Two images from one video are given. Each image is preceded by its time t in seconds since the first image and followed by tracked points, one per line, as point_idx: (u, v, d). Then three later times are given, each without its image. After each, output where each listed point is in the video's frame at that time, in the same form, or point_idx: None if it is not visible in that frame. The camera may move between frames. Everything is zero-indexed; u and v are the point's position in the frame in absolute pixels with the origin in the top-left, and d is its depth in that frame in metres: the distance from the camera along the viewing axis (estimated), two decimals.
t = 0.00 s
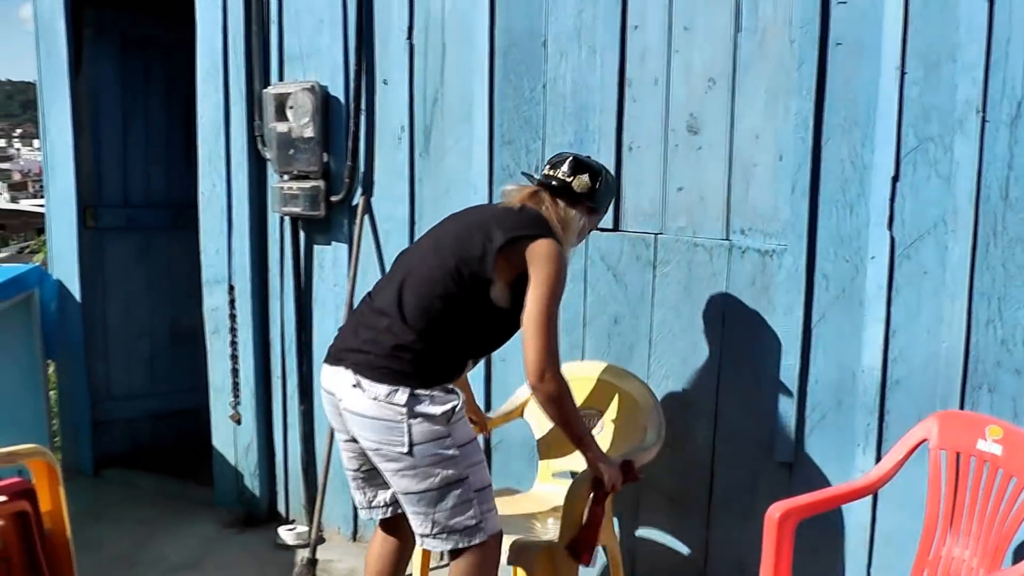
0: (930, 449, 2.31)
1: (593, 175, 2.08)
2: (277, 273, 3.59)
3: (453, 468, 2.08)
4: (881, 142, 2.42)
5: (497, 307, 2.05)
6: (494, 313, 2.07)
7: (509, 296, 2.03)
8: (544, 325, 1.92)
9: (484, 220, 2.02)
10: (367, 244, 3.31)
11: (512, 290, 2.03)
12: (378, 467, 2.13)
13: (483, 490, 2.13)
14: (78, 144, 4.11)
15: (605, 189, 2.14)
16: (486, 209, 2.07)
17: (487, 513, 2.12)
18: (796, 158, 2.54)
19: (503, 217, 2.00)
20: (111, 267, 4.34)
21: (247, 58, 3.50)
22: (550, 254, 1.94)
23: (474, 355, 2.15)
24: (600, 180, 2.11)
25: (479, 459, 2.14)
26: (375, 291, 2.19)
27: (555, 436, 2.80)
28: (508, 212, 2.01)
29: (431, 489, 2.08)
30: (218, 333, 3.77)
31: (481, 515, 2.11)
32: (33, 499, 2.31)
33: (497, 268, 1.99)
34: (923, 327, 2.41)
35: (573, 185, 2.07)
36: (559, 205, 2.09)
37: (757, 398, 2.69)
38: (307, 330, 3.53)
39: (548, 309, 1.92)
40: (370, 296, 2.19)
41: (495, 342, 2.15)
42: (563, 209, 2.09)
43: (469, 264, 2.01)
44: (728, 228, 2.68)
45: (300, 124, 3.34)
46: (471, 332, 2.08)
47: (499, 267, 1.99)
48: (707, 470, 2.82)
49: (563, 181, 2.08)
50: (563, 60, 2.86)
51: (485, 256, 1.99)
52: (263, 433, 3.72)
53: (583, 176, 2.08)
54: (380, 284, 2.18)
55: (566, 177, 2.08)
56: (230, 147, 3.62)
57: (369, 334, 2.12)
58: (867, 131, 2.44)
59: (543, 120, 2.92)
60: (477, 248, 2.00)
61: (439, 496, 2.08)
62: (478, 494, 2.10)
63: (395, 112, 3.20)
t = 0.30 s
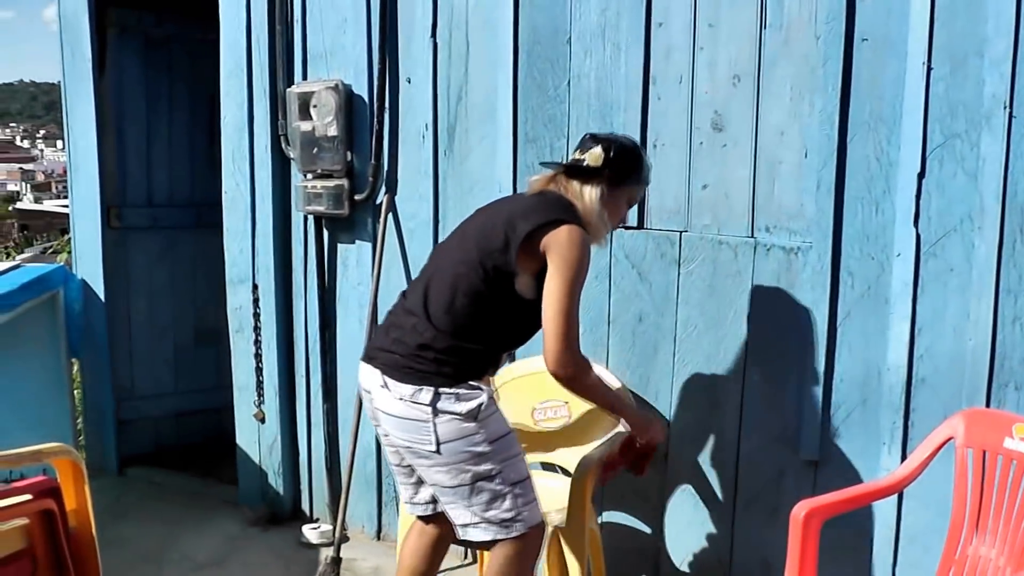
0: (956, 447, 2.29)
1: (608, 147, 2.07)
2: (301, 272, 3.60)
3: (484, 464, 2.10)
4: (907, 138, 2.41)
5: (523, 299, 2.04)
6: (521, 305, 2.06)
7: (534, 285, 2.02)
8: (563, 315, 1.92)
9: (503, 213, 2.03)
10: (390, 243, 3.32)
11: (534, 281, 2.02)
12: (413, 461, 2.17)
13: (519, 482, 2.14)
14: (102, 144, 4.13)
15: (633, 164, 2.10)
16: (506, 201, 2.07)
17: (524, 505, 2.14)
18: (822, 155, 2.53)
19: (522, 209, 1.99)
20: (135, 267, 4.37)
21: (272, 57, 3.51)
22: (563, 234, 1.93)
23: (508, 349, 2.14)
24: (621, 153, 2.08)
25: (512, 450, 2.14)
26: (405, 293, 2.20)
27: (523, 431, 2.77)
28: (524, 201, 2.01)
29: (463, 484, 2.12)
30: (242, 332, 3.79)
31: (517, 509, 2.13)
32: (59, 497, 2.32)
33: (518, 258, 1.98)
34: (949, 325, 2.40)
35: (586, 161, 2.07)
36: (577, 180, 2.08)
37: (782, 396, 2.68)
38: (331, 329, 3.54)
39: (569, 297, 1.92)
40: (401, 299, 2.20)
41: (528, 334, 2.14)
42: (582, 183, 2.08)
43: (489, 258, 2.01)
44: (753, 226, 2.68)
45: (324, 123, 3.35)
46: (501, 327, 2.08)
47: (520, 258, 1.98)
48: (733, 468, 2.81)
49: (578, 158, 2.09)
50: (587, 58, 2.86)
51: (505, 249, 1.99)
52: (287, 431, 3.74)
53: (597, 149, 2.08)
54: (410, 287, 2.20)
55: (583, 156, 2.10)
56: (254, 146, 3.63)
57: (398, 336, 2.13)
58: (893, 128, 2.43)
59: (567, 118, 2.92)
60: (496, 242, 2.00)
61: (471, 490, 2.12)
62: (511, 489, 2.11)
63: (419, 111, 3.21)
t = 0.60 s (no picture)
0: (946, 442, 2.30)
1: (655, 135, 1.93)
2: (291, 270, 3.59)
3: (523, 484, 2.08)
4: (897, 134, 2.41)
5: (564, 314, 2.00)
6: (567, 317, 2.01)
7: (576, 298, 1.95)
8: (604, 322, 1.79)
9: (535, 228, 1.97)
10: (380, 240, 3.31)
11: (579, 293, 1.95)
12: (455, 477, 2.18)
13: (560, 503, 2.10)
14: (91, 142, 4.11)
15: (688, 152, 1.95)
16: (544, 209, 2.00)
17: (566, 527, 2.10)
18: (812, 151, 2.53)
19: (554, 218, 1.92)
20: (125, 267, 4.35)
21: (261, 54, 3.50)
22: (595, 236, 1.83)
23: (558, 360, 2.10)
24: (671, 140, 1.94)
25: (554, 472, 2.11)
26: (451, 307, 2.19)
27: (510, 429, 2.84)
28: (556, 210, 1.94)
29: (502, 503, 2.12)
30: (231, 330, 3.78)
31: (558, 531, 2.09)
32: (47, 497, 2.31)
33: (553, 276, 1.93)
34: (939, 320, 2.40)
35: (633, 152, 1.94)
36: (625, 174, 1.95)
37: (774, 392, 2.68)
38: (321, 327, 3.53)
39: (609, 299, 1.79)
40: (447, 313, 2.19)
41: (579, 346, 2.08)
42: (629, 177, 1.95)
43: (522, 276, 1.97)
44: (743, 221, 2.69)
45: (313, 120, 3.34)
46: (545, 343, 2.04)
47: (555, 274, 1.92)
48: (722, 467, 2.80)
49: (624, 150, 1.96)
50: (577, 55, 2.85)
51: (537, 265, 1.94)
52: (277, 429, 3.73)
53: (645, 138, 1.94)
54: (455, 301, 2.18)
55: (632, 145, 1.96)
56: (243, 144, 3.61)
57: (440, 355, 2.13)
58: (884, 125, 2.43)
59: (557, 114, 2.91)
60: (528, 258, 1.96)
61: (511, 510, 2.11)
62: (550, 510, 2.08)
63: (408, 108, 3.20)
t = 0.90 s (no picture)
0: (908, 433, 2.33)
1: (785, 257, 1.76)
2: (251, 268, 3.57)
3: (569, 504, 2.07)
4: (856, 127, 2.43)
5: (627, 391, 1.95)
6: (633, 389, 1.94)
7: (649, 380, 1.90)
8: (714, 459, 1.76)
9: (630, 298, 1.90)
10: (340, 237, 3.29)
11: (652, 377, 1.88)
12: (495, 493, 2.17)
13: (610, 517, 2.08)
14: (47, 140, 4.06)
15: (817, 277, 1.78)
16: (649, 278, 1.92)
17: (619, 540, 2.08)
18: (771, 143, 2.54)
19: (667, 304, 1.84)
20: (84, 267, 4.30)
21: (218, 50, 3.46)
22: (711, 368, 1.75)
23: (610, 422, 2.06)
24: (798, 265, 1.77)
25: (600, 486, 2.08)
26: (515, 317, 2.13)
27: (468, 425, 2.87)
28: (662, 297, 1.85)
29: (548, 521, 2.12)
30: (192, 329, 3.74)
31: (613, 545, 2.08)
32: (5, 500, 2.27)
33: (630, 361, 1.87)
34: (898, 311, 2.42)
35: (758, 273, 1.77)
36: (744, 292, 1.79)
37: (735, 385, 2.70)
38: (282, 324, 3.51)
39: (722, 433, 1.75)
40: (507, 324, 2.13)
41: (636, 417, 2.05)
42: (748, 297, 1.79)
43: (597, 340, 1.91)
44: (703, 216, 2.66)
45: (271, 116, 3.32)
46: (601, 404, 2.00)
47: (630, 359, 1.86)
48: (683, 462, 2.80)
49: (748, 263, 1.79)
50: (536, 49, 2.85)
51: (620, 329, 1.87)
52: (238, 428, 3.70)
53: (771, 257, 1.77)
54: (521, 316, 2.11)
55: (757, 259, 1.78)
56: (201, 141, 3.58)
57: (487, 362, 2.08)
58: (842, 118, 2.45)
59: (516, 109, 2.91)
60: (609, 325, 1.89)
61: (558, 528, 2.12)
62: (599, 528, 2.07)
63: (367, 103, 3.18)
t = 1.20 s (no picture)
0: (860, 424, 2.35)
1: (828, 315, 1.73)
2: (204, 266, 3.52)
3: (557, 499, 2.09)
4: (808, 120, 2.45)
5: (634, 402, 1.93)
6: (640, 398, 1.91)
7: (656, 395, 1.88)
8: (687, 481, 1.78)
9: (651, 307, 1.85)
10: (293, 232, 3.25)
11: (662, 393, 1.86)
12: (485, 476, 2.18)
13: (596, 516, 2.11)
14: None
15: (856, 337, 1.76)
16: (675, 291, 1.86)
17: (603, 539, 2.12)
18: (723, 137, 2.54)
19: (690, 323, 1.79)
20: (35, 266, 4.25)
21: (168, 45, 3.42)
22: (720, 401, 1.74)
23: (614, 429, 2.05)
24: (840, 324, 1.74)
25: (591, 486, 2.10)
26: (535, 305, 2.08)
27: (422, 418, 2.84)
28: (685, 317, 1.80)
29: (535, 511, 2.13)
30: (145, 329, 3.69)
31: (595, 543, 2.12)
32: None
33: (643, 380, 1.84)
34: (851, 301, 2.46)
35: (789, 320, 1.72)
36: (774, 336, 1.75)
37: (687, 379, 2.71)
38: (236, 322, 3.48)
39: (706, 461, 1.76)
40: (525, 310, 2.09)
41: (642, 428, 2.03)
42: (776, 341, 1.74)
43: (607, 349, 1.88)
44: (656, 209, 2.67)
45: (222, 112, 3.27)
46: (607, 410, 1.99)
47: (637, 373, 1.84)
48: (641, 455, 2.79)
49: (785, 310, 1.74)
50: (488, 43, 2.83)
51: (636, 339, 1.83)
52: (193, 426, 3.66)
53: (813, 313, 1.73)
54: (540, 305, 2.07)
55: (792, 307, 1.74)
56: (152, 137, 3.53)
57: (496, 347, 2.05)
58: (794, 111, 2.47)
59: (469, 103, 2.89)
60: (624, 334, 1.85)
61: (546, 519, 2.14)
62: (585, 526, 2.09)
63: (319, 98, 3.14)
